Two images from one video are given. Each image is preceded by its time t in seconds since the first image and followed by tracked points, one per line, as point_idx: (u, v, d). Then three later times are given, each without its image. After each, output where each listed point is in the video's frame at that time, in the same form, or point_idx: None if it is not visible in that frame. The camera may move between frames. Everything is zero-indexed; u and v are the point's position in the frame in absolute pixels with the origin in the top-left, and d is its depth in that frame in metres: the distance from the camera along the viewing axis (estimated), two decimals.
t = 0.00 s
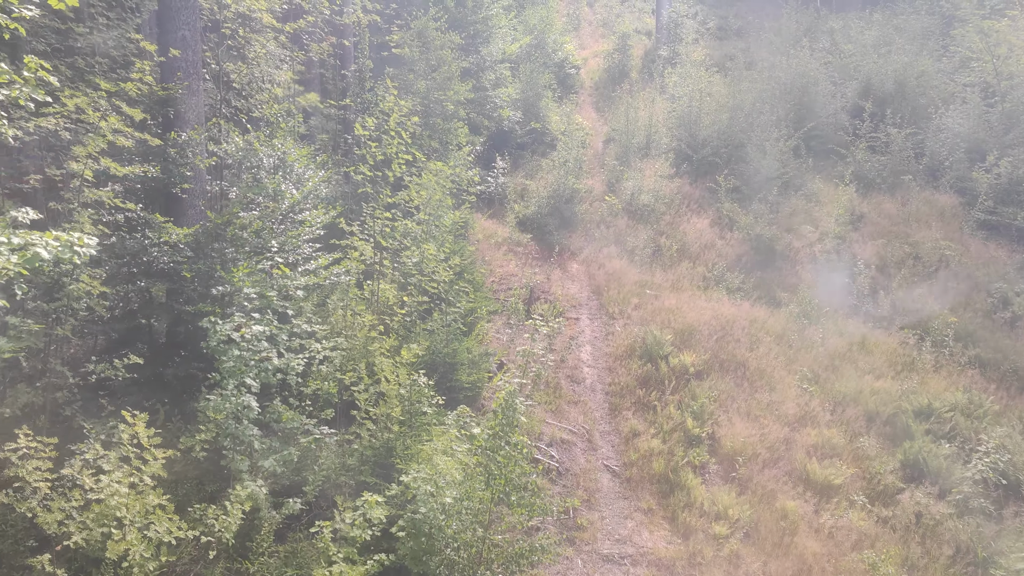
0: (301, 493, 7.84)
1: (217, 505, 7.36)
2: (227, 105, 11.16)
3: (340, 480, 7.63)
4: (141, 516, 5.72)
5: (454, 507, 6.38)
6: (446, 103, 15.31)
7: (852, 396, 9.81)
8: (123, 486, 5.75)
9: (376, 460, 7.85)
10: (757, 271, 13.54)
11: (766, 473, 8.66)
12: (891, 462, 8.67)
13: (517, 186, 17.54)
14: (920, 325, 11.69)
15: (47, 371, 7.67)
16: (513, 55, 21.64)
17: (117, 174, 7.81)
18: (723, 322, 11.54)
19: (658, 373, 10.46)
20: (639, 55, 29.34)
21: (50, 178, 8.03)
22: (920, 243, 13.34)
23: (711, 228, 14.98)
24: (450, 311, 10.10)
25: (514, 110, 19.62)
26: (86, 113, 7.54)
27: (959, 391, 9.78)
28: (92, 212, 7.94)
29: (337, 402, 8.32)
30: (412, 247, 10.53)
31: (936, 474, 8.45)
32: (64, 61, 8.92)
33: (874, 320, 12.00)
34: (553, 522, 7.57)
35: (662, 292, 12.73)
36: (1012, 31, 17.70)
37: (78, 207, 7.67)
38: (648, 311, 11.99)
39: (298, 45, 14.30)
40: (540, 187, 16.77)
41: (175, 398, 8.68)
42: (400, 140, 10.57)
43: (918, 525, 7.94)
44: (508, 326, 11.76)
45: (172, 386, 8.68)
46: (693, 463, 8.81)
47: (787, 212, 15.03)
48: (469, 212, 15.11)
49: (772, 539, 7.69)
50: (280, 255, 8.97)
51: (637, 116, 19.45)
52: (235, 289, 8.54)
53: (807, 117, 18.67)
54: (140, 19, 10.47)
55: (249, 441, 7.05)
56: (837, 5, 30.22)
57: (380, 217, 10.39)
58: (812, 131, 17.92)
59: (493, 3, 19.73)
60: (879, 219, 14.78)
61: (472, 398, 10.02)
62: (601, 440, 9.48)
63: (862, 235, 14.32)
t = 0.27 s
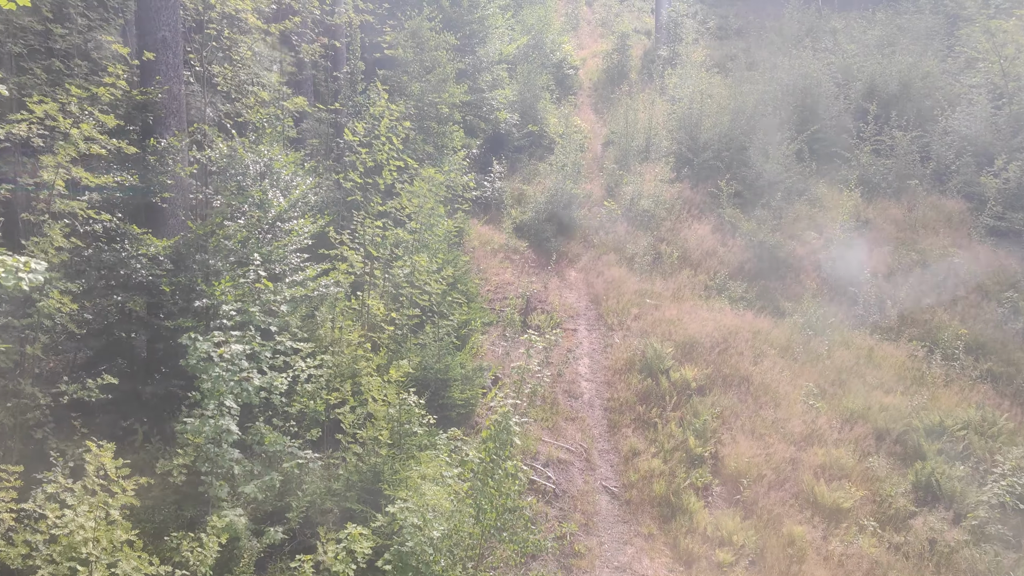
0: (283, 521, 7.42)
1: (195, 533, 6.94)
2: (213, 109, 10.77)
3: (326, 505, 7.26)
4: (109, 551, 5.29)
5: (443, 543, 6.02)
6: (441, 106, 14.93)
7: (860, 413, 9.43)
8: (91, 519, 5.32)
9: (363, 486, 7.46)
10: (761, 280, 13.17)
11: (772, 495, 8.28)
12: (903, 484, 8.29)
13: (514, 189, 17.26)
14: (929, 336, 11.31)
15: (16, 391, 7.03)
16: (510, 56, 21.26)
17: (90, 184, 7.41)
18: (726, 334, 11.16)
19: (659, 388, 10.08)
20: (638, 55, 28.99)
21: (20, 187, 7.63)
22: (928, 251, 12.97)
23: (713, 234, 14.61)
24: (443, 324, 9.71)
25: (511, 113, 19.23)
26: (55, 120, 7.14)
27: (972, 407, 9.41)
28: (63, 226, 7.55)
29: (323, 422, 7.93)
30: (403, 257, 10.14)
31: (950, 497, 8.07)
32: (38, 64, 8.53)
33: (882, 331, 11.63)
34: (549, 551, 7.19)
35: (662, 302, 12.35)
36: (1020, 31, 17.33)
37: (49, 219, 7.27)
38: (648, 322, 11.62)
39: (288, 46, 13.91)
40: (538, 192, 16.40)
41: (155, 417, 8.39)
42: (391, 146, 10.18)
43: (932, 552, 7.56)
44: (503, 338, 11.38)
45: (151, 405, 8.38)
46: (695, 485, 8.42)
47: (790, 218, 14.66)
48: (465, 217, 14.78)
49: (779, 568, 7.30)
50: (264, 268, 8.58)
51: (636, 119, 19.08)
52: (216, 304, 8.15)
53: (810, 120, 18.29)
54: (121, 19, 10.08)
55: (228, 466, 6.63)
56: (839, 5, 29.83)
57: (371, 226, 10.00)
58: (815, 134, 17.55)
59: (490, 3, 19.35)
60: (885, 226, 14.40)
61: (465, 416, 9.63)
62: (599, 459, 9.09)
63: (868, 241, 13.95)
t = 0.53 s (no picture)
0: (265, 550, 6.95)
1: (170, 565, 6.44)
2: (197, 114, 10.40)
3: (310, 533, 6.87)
4: None
5: None
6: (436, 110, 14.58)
7: (869, 431, 9.06)
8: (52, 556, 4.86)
9: (349, 513, 7.08)
10: (764, 289, 12.81)
11: (778, 520, 7.89)
12: (914, 509, 7.91)
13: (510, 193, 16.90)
14: (938, 349, 10.94)
15: None
16: (508, 58, 20.90)
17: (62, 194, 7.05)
18: (729, 347, 10.79)
19: (660, 404, 9.70)
20: (638, 56, 28.66)
21: None
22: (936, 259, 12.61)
23: (715, 241, 14.26)
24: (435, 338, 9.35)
25: (509, 116, 18.89)
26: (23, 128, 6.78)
27: (985, 425, 9.04)
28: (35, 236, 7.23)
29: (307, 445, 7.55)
30: (394, 269, 9.78)
31: (965, 523, 7.69)
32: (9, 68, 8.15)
33: (890, 343, 11.25)
34: None
35: (663, 313, 11.98)
36: None
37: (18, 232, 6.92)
38: (649, 334, 11.26)
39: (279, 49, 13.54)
40: (535, 197, 16.05)
41: (134, 438, 7.76)
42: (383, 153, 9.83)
43: None
44: (498, 350, 11.00)
45: (130, 425, 7.77)
46: (698, 508, 8.02)
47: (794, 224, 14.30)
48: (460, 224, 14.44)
49: None
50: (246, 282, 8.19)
51: (636, 122, 18.72)
52: (197, 319, 7.75)
53: (814, 123, 17.93)
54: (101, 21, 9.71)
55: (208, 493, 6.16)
56: (841, 7, 29.46)
57: (361, 237, 9.66)
58: (819, 138, 17.19)
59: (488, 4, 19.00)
60: (891, 232, 14.03)
61: (458, 435, 9.26)
62: (597, 480, 8.69)
63: (874, 249, 13.59)
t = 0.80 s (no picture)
0: None
1: None
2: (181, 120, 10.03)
3: (292, 563, 6.32)
4: None
5: None
6: (431, 114, 14.21)
7: (878, 451, 8.70)
8: None
9: (333, 543, 6.61)
10: (768, 299, 12.44)
11: (785, 546, 7.49)
12: (928, 536, 7.53)
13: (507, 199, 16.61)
14: (947, 363, 10.59)
15: None
16: (505, 61, 20.54)
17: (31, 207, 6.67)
18: (732, 361, 10.43)
19: (660, 422, 9.33)
20: (638, 58, 28.32)
21: None
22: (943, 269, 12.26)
23: (716, 249, 13.89)
24: (426, 354, 8.97)
25: (506, 119, 18.55)
26: None
27: (1000, 445, 8.69)
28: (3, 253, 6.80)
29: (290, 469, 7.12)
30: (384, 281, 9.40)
31: (982, 551, 7.30)
32: None
33: (897, 357, 10.89)
34: None
35: (664, 324, 11.61)
36: None
37: None
38: (649, 347, 10.89)
39: (269, 51, 13.17)
40: (532, 203, 15.69)
41: (110, 461, 7.05)
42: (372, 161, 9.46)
43: None
44: (493, 364, 10.63)
45: (106, 446, 7.08)
46: (700, 533, 7.62)
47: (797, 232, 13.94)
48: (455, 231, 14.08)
49: None
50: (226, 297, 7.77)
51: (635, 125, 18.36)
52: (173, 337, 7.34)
53: (816, 127, 17.58)
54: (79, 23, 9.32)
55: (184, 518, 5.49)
56: (843, 8, 29.11)
57: (350, 247, 9.29)
58: (823, 143, 16.83)
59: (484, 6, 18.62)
60: (898, 240, 13.67)
61: (450, 455, 8.85)
62: (595, 503, 8.29)
63: (879, 258, 13.25)
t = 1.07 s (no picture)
0: None
1: None
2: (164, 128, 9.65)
3: None
4: None
5: None
6: (425, 120, 13.84)
7: (890, 475, 8.33)
8: None
9: None
10: (772, 311, 12.07)
11: None
12: (944, 567, 7.15)
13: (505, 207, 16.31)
14: (959, 379, 10.23)
15: None
16: (503, 64, 20.19)
17: None
18: (736, 377, 10.05)
19: (662, 442, 8.94)
20: (637, 61, 27.98)
21: None
22: (953, 279, 11.91)
23: (719, 259, 13.52)
24: (417, 372, 8.58)
25: (503, 124, 18.22)
26: None
27: (1017, 468, 8.31)
28: None
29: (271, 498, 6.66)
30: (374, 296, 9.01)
31: None
32: None
33: (907, 372, 10.54)
34: None
35: (665, 338, 11.24)
36: None
37: None
38: (649, 362, 10.51)
39: (258, 55, 12.80)
40: (530, 210, 15.33)
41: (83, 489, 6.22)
42: (362, 169, 9.09)
43: None
44: (488, 380, 10.26)
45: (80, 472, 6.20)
46: (705, 563, 7.21)
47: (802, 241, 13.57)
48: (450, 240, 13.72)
49: None
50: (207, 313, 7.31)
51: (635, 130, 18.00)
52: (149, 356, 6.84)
53: (821, 132, 17.22)
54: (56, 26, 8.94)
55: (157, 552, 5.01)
56: (845, 11, 28.81)
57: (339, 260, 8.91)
58: (827, 149, 16.46)
59: (481, 8, 18.26)
60: (905, 250, 13.31)
61: (442, 479, 8.43)
62: (594, 529, 7.87)
63: (886, 267, 12.89)
